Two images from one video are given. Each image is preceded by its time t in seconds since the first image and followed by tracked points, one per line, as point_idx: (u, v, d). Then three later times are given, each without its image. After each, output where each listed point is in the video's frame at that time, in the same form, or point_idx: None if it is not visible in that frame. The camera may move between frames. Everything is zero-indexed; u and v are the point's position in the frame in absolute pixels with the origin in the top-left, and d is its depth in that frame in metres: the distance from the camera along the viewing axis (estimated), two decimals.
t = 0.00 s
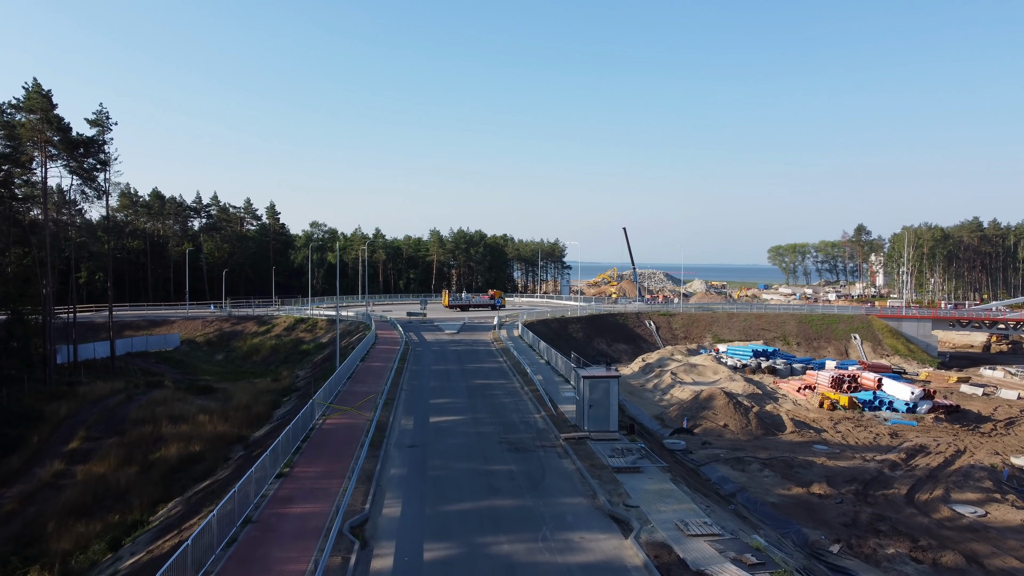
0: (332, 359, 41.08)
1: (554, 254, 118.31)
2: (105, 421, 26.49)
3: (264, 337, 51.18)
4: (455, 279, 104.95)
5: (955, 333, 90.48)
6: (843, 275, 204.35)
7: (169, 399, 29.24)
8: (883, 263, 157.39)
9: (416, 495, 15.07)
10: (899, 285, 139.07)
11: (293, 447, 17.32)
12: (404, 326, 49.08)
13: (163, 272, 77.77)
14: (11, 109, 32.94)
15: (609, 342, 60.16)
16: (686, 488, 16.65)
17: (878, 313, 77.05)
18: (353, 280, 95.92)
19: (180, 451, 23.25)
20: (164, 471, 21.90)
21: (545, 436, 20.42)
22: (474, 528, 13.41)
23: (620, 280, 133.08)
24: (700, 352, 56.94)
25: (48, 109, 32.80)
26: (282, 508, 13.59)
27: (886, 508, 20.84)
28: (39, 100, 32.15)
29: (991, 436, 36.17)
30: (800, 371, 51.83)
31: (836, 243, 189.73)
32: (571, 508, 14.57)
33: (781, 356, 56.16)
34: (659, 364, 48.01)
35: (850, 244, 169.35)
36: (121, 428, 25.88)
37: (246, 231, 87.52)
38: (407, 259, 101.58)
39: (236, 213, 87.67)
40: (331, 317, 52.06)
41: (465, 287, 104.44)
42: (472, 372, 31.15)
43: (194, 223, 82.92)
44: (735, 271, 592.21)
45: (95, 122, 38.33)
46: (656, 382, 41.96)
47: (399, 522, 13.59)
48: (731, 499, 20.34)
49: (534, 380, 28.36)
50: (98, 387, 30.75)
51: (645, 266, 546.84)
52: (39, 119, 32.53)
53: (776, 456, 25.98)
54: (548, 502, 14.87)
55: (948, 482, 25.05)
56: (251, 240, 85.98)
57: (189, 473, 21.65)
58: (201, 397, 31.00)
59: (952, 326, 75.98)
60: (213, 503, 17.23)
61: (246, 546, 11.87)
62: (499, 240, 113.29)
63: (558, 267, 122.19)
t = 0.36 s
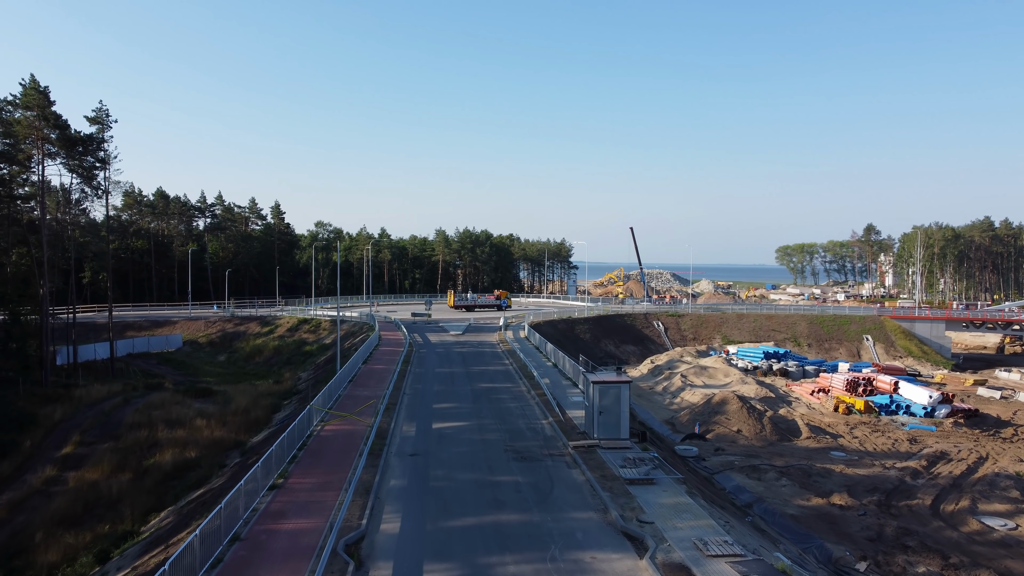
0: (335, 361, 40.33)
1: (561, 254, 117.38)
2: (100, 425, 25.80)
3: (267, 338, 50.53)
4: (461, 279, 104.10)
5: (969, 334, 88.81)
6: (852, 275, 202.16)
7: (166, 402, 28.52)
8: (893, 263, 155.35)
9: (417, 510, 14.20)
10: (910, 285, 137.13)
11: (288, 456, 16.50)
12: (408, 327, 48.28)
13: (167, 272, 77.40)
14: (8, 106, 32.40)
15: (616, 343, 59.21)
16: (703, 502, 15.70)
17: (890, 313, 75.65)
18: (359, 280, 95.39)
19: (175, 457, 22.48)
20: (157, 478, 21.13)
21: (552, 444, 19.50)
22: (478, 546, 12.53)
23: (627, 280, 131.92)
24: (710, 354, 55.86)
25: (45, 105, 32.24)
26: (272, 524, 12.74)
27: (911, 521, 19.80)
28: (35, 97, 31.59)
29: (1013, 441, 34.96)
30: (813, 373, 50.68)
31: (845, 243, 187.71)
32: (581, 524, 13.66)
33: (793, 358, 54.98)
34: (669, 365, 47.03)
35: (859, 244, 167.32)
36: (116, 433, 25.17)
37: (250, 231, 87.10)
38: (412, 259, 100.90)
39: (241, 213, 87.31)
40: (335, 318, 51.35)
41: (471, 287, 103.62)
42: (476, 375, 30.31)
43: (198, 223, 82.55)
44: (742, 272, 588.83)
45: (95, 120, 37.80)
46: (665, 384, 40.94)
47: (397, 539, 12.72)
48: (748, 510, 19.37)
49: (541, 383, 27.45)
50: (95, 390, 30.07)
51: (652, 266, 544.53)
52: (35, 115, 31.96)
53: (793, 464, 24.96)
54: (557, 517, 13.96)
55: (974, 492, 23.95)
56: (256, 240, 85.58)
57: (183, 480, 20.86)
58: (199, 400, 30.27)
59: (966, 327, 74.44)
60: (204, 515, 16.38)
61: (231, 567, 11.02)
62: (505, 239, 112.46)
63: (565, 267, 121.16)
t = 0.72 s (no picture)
0: (338, 364, 39.47)
1: (568, 254, 116.41)
2: (94, 430, 25.01)
3: (270, 340, 49.79)
4: (467, 279, 103.19)
5: (984, 336, 86.93)
6: (862, 276, 199.98)
7: (163, 407, 27.73)
8: (904, 263, 153.11)
9: (417, 528, 13.25)
10: (922, 286, 135.14)
11: (281, 468, 15.58)
12: (413, 328, 47.41)
13: (171, 273, 77.00)
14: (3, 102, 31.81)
15: (625, 344, 58.13)
16: (722, 518, 14.66)
17: (904, 315, 74.00)
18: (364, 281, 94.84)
19: (168, 465, 21.63)
20: (149, 488, 20.27)
21: (561, 454, 18.51)
22: (483, 569, 11.56)
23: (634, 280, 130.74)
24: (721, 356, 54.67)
25: (40, 101, 31.59)
26: (260, 546, 11.80)
27: (942, 537, 18.65)
28: (30, 93, 30.95)
29: None
30: (827, 377, 49.41)
31: (855, 243, 185.63)
32: (593, 545, 12.66)
33: (806, 361, 53.68)
34: (679, 368, 45.92)
35: (869, 244, 165.25)
36: (110, 439, 24.37)
37: (256, 231, 86.69)
38: (419, 259, 100.17)
39: (247, 213, 86.93)
40: (339, 319, 50.52)
41: (478, 288, 102.69)
42: (482, 379, 29.32)
43: (203, 223, 82.16)
44: (750, 272, 585.25)
45: (94, 117, 37.21)
46: (676, 388, 39.81)
47: (394, 562, 11.77)
48: (768, 525, 18.28)
49: (548, 388, 26.44)
50: (90, 394, 29.30)
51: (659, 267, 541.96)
52: (31, 112, 31.31)
53: (813, 474, 23.84)
54: (567, 537, 12.96)
55: (1004, 505, 22.75)
56: (261, 240, 85.12)
57: (175, 490, 19.98)
58: (197, 405, 29.45)
59: (983, 329, 72.78)
60: (193, 530, 15.48)
61: None
62: (511, 239, 111.57)
63: (572, 267, 120.12)
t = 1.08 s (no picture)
0: (340, 367, 38.62)
1: (575, 254, 115.36)
2: (87, 436, 24.22)
3: (273, 341, 49.07)
4: (473, 279, 102.26)
5: (1001, 338, 85.03)
6: (871, 275, 197.67)
7: (159, 411, 26.91)
8: (916, 263, 150.80)
9: (416, 548, 12.28)
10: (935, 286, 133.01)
11: (273, 481, 14.63)
12: (418, 329, 46.50)
13: (176, 273, 76.55)
14: None
15: (634, 346, 57.04)
16: (745, 538, 13.60)
17: (919, 315, 72.37)
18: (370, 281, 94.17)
19: (161, 473, 20.77)
20: (141, 497, 19.40)
21: (571, 465, 17.51)
22: None
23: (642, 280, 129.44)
24: (733, 359, 53.39)
25: (36, 97, 30.90)
26: (245, 571, 10.87)
27: (976, 555, 17.50)
28: (26, 89, 30.28)
29: None
30: (842, 380, 48.05)
31: (864, 243, 183.40)
32: (606, 569, 11.66)
33: (820, 364, 52.36)
34: (690, 371, 44.80)
35: (879, 244, 163.11)
36: (103, 445, 23.56)
37: (261, 231, 86.19)
38: (424, 259, 99.36)
39: (252, 213, 86.46)
40: (343, 320, 49.76)
41: (484, 288, 101.68)
42: (487, 383, 28.32)
43: (208, 223, 81.76)
44: (759, 272, 581.69)
45: (93, 115, 36.61)
46: (688, 392, 38.68)
47: None
48: (790, 542, 17.18)
49: (557, 393, 25.45)
50: (86, 397, 28.55)
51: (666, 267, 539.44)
52: (26, 108, 30.61)
53: (834, 484, 22.69)
54: (578, 560, 11.95)
55: None
56: (266, 239, 84.68)
57: (167, 500, 19.10)
58: (195, 409, 28.62)
59: (1000, 330, 71.04)
60: (181, 545, 14.57)
61: None
62: (518, 239, 110.65)
63: (579, 267, 118.97)
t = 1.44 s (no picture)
0: (343, 369, 37.77)
1: (583, 254, 114.23)
2: (79, 442, 23.42)
3: (276, 342, 48.31)
4: (480, 279, 101.30)
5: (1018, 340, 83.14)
6: (881, 275, 195.28)
7: (154, 416, 26.07)
8: (928, 263, 148.48)
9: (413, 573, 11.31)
10: (947, 286, 130.88)
11: (262, 497, 13.70)
12: (422, 331, 45.60)
13: (181, 273, 76.05)
14: None
15: (643, 348, 55.92)
16: (771, 561, 12.53)
17: (934, 317, 70.75)
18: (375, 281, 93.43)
19: (152, 483, 19.91)
20: (130, 509, 18.52)
21: (581, 478, 16.48)
22: None
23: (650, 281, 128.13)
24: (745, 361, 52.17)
25: (31, 94, 30.21)
26: None
27: None
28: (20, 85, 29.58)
29: None
30: (858, 383, 46.77)
31: (874, 243, 181.15)
32: None
33: (835, 367, 51.08)
34: (701, 374, 43.66)
35: (890, 244, 160.93)
36: (95, 452, 22.76)
37: (266, 230, 85.68)
38: (430, 259, 98.55)
39: (257, 212, 85.99)
40: (347, 322, 48.98)
41: (491, 288, 100.61)
42: (492, 388, 27.34)
43: (213, 223, 81.25)
44: (767, 273, 578.06)
45: (92, 112, 35.89)
46: (699, 396, 37.59)
47: None
48: (815, 562, 16.07)
49: (565, 399, 24.43)
50: (80, 401, 27.80)
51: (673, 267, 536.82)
52: (20, 104, 29.91)
53: (857, 496, 21.55)
54: None
55: None
56: (272, 239, 84.14)
57: (157, 512, 18.21)
58: (192, 413, 27.79)
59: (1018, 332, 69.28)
60: (165, 562, 13.66)
61: None
62: (525, 239, 109.66)
63: (587, 267, 117.80)
